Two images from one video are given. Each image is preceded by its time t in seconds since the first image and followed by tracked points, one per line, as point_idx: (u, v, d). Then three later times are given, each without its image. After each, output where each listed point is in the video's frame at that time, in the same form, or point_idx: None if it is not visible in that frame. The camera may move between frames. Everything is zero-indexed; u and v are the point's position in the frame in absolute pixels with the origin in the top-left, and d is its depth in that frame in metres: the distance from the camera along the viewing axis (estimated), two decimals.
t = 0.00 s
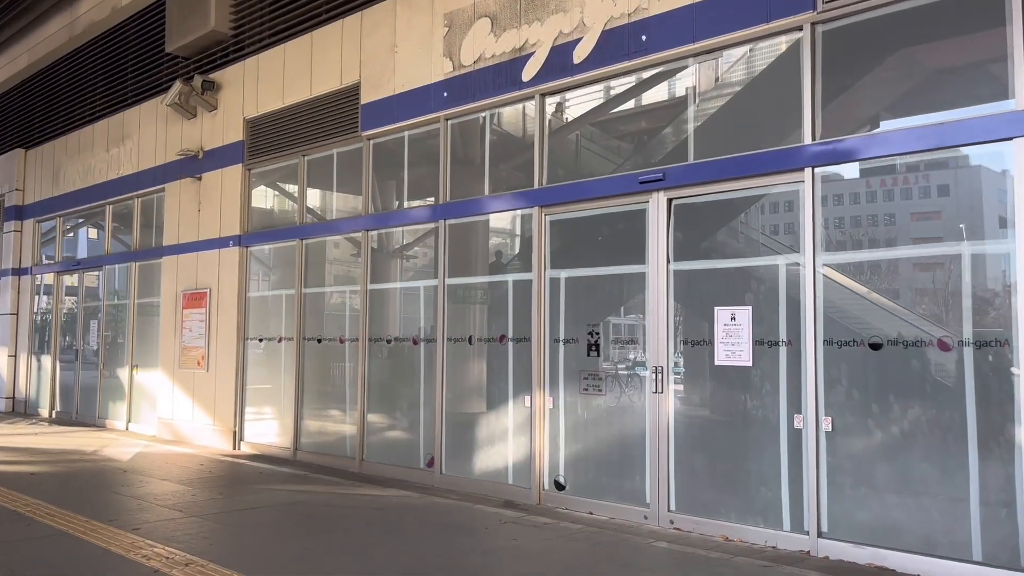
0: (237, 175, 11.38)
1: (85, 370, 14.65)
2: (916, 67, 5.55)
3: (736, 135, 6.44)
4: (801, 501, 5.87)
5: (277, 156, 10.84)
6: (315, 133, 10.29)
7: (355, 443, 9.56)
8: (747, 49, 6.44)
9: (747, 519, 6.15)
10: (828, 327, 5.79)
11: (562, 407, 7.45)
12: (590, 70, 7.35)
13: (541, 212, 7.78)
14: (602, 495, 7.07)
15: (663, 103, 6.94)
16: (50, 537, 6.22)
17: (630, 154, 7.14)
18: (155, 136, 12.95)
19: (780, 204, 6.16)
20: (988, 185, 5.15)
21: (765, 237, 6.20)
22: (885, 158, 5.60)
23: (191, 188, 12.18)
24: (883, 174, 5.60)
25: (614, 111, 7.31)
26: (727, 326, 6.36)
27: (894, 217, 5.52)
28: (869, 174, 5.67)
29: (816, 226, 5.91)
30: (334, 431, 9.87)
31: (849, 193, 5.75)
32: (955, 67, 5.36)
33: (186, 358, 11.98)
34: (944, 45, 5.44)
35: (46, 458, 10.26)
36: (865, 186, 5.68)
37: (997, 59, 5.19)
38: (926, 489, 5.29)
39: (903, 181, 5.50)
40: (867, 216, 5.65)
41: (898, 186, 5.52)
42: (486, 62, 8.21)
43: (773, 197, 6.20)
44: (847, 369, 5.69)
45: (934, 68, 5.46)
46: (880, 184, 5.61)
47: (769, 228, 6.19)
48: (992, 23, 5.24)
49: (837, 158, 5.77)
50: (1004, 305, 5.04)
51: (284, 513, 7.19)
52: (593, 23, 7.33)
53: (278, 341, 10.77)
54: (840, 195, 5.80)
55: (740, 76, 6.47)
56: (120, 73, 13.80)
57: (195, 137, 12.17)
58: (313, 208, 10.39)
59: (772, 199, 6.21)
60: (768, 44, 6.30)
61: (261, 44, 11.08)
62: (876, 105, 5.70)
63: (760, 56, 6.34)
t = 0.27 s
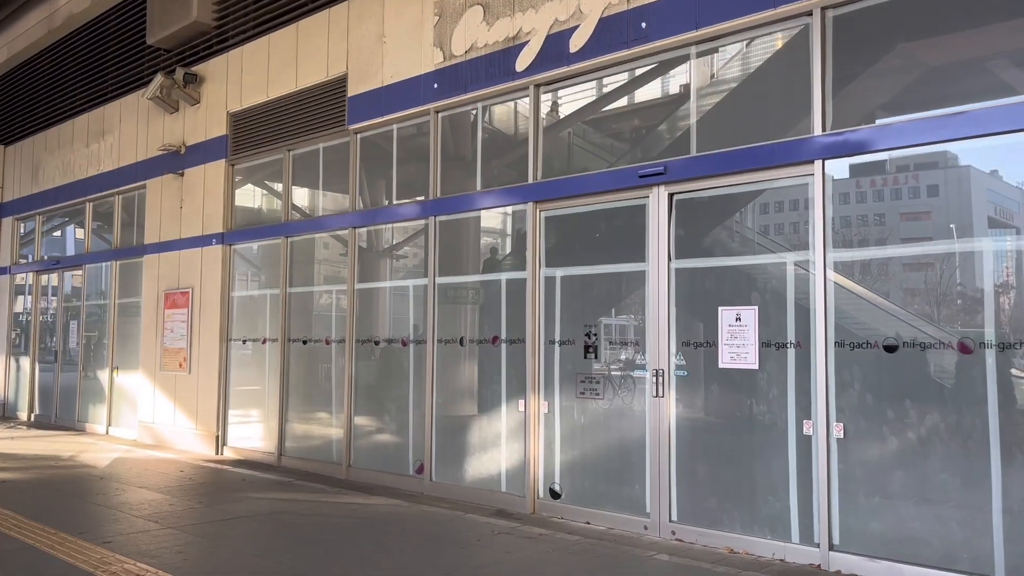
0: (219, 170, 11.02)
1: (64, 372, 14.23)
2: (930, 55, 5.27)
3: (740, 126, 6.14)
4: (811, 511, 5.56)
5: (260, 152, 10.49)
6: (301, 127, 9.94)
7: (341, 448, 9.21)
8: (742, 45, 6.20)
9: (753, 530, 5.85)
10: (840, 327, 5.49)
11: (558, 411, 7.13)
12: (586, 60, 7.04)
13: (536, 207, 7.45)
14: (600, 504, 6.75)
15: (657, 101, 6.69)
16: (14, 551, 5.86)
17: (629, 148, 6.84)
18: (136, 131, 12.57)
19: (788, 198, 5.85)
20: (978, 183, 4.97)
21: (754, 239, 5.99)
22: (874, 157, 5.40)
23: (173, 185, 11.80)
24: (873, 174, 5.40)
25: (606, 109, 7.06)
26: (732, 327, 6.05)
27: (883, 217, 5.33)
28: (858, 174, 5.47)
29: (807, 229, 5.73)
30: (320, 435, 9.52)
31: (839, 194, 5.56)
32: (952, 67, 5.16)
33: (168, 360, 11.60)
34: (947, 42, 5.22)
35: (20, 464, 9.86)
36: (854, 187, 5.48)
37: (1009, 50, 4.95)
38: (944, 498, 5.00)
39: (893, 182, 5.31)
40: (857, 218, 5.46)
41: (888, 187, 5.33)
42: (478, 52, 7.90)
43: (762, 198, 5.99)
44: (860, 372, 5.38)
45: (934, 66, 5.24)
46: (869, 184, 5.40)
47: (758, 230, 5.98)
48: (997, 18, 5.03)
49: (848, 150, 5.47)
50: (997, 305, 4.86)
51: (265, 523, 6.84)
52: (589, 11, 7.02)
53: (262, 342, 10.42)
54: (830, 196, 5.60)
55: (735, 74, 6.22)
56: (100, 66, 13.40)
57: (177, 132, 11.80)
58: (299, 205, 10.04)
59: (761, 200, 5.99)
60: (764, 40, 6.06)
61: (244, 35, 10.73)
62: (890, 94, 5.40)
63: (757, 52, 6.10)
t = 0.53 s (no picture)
0: (201, 164, 10.68)
1: (43, 374, 13.84)
2: (937, 43, 4.99)
3: (743, 114, 5.84)
4: (818, 520, 5.27)
5: (242, 146, 10.16)
6: (285, 119, 9.60)
7: (326, 452, 8.88)
8: (736, 41, 5.93)
9: (756, 539, 5.55)
10: (849, 326, 5.20)
11: (550, 414, 6.83)
12: (580, 47, 6.74)
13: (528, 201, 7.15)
14: (594, 512, 6.46)
15: (650, 98, 6.41)
16: None
17: (626, 139, 6.54)
18: (116, 125, 12.21)
19: (792, 191, 5.56)
20: (968, 184, 4.79)
21: (749, 239, 5.74)
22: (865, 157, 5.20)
23: (153, 180, 11.45)
24: (863, 173, 5.20)
25: (596, 106, 6.77)
26: (733, 326, 5.77)
27: (873, 217, 5.13)
28: (848, 174, 5.26)
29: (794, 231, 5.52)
30: (303, 438, 9.19)
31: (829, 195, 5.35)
32: (949, 64, 4.91)
33: (148, 361, 11.25)
34: (946, 35, 4.95)
35: None
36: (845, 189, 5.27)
37: None
38: (961, 506, 4.71)
39: (882, 182, 5.11)
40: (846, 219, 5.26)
41: (878, 188, 5.13)
42: (467, 39, 7.60)
43: (753, 198, 5.74)
44: (871, 373, 5.09)
45: (931, 62, 4.99)
46: (860, 184, 5.21)
47: (751, 229, 5.74)
48: (993, 13, 4.79)
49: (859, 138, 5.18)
50: (986, 306, 4.69)
51: (243, 531, 6.52)
52: None
53: (244, 343, 10.08)
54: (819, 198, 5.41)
55: (729, 70, 5.95)
56: (80, 59, 13.03)
57: (158, 126, 11.45)
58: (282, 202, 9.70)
59: (752, 201, 5.75)
60: (759, 35, 5.81)
61: (226, 25, 10.39)
62: (901, 79, 5.11)
63: (751, 47, 5.84)
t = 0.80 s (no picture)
0: (180, 161, 10.33)
1: (19, 378, 13.43)
2: (948, 30, 4.71)
3: (744, 106, 5.56)
4: (824, 536, 4.98)
5: (222, 142, 9.82)
6: (266, 114, 9.27)
7: (308, 460, 8.55)
8: (728, 40, 5.68)
9: (757, 556, 5.26)
10: (856, 329, 4.91)
11: (541, 421, 6.52)
12: (572, 37, 6.45)
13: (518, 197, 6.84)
14: (586, 525, 6.15)
15: (642, 97, 6.13)
16: None
17: (621, 134, 6.24)
18: (94, 121, 11.84)
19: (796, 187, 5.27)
20: (956, 186, 4.60)
21: (742, 242, 5.48)
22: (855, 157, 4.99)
23: (131, 178, 11.09)
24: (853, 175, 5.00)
25: (586, 105, 6.48)
26: (733, 330, 5.47)
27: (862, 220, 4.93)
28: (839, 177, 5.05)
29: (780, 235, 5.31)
30: (284, 445, 8.85)
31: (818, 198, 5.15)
32: (949, 61, 4.68)
33: (125, 364, 10.88)
34: (951, 30, 4.70)
35: None
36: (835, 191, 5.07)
37: None
38: (976, 522, 4.42)
39: (873, 184, 4.90)
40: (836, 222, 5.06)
41: (867, 189, 4.93)
42: (454, 30, 7.29)
43: (753, 195, 5.46)
44: (879, 379, 4.81)
45: (936, 57, 4.73)
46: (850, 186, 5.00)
47: (744, 230, 5.48)
48: (991, 9, 4.56)
49: (868, 131, 4.90)
50: (974, 308, 4.49)
51: (217, 546, 6.19)
52: None
53: (223, 346, 9.73)
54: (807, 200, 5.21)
55: (721, 69, 5.70)
56: (57, 53, 12.65)
57: (136, 122, 11.09)
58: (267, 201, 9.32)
59: (744, 202, 5.50)
60: (751, 33, 5.56)
61: (206, 17, 10.05)
62: (911, 68, 4.82)
63: (744, 45, 5.59)
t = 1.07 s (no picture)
0: (163, 157, 10.01)
1: None
2: (970, 11, 4.44)
3: (750, 95, 5.29)
4: (838, 548, 4.71)
5: (206, 137, 9.52)
6: (251, 108, 8.96)
7: (294, 466, 8.23)
8: (724, 35, 5.46)
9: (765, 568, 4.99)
10: (872, 329, 4.64)
11: (538, 426, 6.23)
12: (570, 23, 6.17)
13: (513, 191, 6.55)
14: (584, 534, 5.87)
15: (636, 96, 5.89)
16: None
17: (621, 125, 5.96)
18: (75, 116, 11.50)
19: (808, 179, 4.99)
20: (946, 187, 4.45)
21: (738, 241, 5.25)
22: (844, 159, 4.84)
23: (113, 174, 10.75)
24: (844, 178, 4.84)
25: (579, 103, 6.24)
26: (740, 330, 5.19)
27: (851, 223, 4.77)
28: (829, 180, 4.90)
29: (766, 239, 5.13)
30: (270, 449, 8.54)
31: (807, 201, 4.98)
32: (970, 44, 4.41)
33: (106, 366, 10.54)
34: (973, 10, 4.43)
35: None
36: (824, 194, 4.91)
37: None
38: (1002, 534, 4.15)
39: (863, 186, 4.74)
40: (825, 225, 4.89)
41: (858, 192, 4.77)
42: (446, 18, 7.01)
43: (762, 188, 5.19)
44: (898, 381, 4.53)
45: (958, 39, 4.46)
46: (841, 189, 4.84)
47: (745, 230, 5.23)
48: None
49: (885, 120, 4.63)
50: (966, 309, 4.33)
51: (195, 557, 5.89)
52: None
53: (207, 348, 9.42)
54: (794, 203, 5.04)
55: (718, 66, 5.47)
56: (38, 47, 12.30)
57: (118, 117, 10.76)
58: (256, 200, 8.96)
59: (751, 196, 5.24)
60: (748, 29, 5.34)
61: (190, 8, 9.74)
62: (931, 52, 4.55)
63: (741, 42, 5.36)
